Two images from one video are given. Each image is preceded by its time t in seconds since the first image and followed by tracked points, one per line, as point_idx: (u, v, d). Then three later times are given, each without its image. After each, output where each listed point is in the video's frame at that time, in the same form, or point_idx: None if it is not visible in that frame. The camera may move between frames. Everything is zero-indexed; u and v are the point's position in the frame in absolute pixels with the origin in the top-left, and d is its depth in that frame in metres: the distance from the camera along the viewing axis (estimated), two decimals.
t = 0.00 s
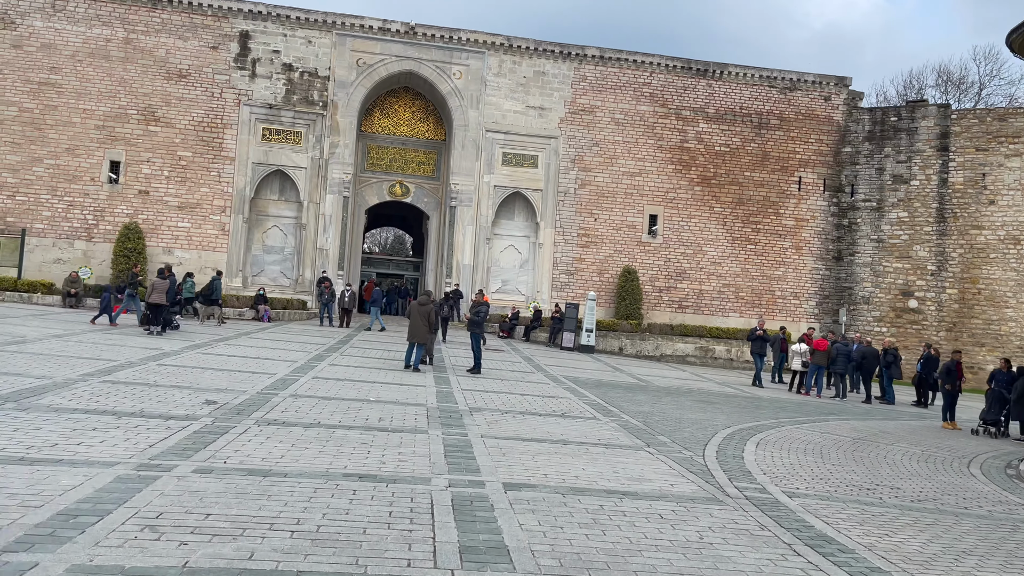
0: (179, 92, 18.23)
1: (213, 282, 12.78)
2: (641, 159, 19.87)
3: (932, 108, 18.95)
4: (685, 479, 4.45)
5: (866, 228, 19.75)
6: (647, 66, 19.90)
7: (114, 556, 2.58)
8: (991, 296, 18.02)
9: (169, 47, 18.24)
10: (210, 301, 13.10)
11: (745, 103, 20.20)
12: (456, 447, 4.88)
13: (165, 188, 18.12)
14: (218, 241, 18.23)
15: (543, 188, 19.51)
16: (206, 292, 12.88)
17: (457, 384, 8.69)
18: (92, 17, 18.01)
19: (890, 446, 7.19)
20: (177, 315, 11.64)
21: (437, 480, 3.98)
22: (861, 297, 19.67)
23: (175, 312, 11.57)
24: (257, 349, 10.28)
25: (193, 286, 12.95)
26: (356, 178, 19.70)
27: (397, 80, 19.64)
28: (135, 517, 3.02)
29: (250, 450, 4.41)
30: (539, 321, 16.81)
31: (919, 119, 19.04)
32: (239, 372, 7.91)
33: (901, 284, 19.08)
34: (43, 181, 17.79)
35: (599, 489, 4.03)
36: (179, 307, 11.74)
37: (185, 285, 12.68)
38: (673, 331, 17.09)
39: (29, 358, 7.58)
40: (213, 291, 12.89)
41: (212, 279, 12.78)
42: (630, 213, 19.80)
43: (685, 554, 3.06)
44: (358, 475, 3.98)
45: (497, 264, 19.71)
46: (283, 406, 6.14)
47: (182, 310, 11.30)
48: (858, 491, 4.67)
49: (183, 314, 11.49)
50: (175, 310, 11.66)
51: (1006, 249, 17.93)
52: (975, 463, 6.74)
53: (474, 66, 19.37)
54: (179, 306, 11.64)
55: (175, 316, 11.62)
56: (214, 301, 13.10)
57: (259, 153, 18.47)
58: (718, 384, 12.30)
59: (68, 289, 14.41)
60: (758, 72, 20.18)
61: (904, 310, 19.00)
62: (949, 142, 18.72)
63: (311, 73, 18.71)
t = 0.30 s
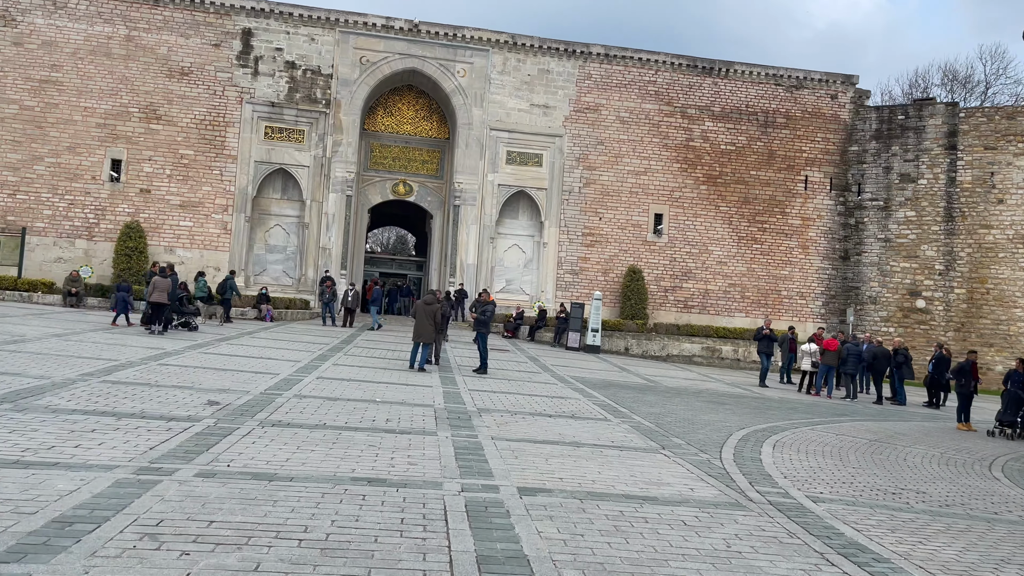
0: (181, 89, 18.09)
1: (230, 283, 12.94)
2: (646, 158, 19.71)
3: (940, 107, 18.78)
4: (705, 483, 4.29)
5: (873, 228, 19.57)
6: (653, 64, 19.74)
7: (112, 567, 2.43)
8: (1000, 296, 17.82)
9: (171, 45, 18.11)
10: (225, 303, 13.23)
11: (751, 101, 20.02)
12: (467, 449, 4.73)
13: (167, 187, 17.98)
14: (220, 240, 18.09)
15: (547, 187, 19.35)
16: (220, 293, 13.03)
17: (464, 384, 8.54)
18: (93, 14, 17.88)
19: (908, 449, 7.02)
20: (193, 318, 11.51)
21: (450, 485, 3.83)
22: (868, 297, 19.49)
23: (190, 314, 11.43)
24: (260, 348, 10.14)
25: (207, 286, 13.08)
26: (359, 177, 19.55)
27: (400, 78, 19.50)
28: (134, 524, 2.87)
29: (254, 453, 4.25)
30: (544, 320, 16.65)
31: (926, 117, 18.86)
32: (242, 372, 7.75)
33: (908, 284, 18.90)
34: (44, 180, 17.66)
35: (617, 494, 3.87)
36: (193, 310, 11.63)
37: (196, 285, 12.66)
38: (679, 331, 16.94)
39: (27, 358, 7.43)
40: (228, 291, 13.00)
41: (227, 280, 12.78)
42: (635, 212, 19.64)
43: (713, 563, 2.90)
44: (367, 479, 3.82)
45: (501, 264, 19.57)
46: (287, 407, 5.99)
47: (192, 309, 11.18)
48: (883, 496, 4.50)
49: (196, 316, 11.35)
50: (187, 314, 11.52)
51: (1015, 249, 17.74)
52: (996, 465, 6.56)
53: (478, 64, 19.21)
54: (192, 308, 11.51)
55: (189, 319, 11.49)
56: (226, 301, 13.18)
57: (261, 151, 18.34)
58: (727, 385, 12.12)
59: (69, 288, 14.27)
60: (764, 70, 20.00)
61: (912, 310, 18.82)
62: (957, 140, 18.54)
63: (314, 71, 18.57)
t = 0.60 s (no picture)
0: (181, 89, 17.93)
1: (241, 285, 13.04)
2: (649, 159, 19.56)
3: (945, 107, 18.63)
4: (725, 495, 4.14)
5: (878, 229, 19.43)
6: (656, 63, 19.59)
7: None
8: (1005, 297, 17.67)
9: (170, 43, 17.94)
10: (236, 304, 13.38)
11: (755, 101, 19.88)
12: (477, 459, 4.58)
13: (166, 187, 17.82)
14: (220, 241, 17.92)
15: (550, 187, 19.20)
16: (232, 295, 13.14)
17: (469, 388, 8.39)
18: (92, 12, 17.71)
19: (923, 455, 6.88)
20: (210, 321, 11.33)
21: (462, 497, 3.67)
22: (873, 298, 19.34)
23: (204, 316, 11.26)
24: (261, 351, 9.98)
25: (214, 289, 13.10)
26: (360, 177, 19.38)
27: (401, 77, 19.35)
28: (134, 542, 2.72)
29: (257, 464, 4.10)
30: (547, 322, 16.50)
31: (931, 117, 18.71)
32: (243, 376, 7.60)
33: (913, 285, 18.76)
34: (42, 180, 17.49)
35: (636, 507, 3.72)
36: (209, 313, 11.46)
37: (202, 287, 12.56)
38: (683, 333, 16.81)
39: (23, 361, 7.27)
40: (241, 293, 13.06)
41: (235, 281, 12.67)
42: (638, 212, 19.50)
43: None
44: (375, 491, 3.67)
45: (503, 265, 19.42)
46: (290, 413, 5.84)
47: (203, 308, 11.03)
48: (908, 507, 4.35)
49: (211, 317, 11.17)
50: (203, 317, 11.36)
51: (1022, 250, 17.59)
52: (1015, 472, 6.41)
53: (480, 64, 19.05)
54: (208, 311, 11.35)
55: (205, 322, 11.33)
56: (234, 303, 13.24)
57: (261, 151, 18.18)
58: (733, 388, 11.97)
59: (66, 289, 14.11)
60: (768, 70, 19.85)
61: (917, 311, 18.68)
62: (962, 141, 18.40)
63: (315, 70, 18.42)
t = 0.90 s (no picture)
0: (179, 88, 17.77)
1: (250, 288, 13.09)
2: (650, 159, 19.44)
3: (948, 107, 18.53)
4: (742, 505, 4.01)
5: (880, 230, 19.32)
6: (657, 63, 19.47)
7: None
8: (1009, 299, 17.57)
9: (168, 42, 17.79)
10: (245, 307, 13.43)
11: (757, 101, 19.77)
12: (485, 466, 4.45)
13: (164, 187, 17.66)
14: (218, 241, 17.77)
15: (551, 188, 19.07)
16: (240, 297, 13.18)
17: (472, 391, 8.24)
18: (89, 11, 17.55)
19: (936, 460, 6.75)
20: (223, 323, 11.14)
21: (472, 508, 3.54)
22: (875, 299, 19.23)
23: (215, 318, 11.07)
24: (261, 354, 9.82)
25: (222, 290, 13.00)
26: (359, 177, 19.24)
27: (401, 77, 19.20)
28: (130, 559, 2.58)
29: (259, 473, 3.96)
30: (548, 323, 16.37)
31: (934, 117, 18.62)
32: (243, 380, 7.45)
33: (916, 287, 18.66)
34: (38, 180, 17.32)
35: (652, 518, 3.59)
36: (221, 315, 11.29)
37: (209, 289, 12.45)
38: (686, 335, 16.68)
39: (17, 364, 7.12)
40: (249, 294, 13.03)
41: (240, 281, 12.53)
42: (639, 213, 19.38)
43: None
44: (382, 502, 3.54)
45: (503, 266, 19.28)
46: (291, 418, 5.70)
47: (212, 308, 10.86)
48: (930, 517, 4.22)
49: (223, 318, 10.98)
50: (215, 320, 11.19)
51: None
52: None
53: (481, 63, 18.92)
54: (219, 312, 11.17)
55: (217, 324, 11.16)
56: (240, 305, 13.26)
57: (260, 151, 18.02)
58: (738, 390, 11.85)
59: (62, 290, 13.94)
60: (770, 70, 19.74)
61: (919, 313, 18.58)
62: (965, 141, 18.31)
63: (314, 69, 18.28)
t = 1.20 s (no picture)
0: (176, 87, 17.60)
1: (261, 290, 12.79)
2: (652, 160, 19.31)
3: (951, 108, 18.44)
4: (763, 514, 3.86)
5: (882, 231, 19.19)
6: (659, 63, 19.34)
7: None
8: (1012, 300, 17.47)
9: (166, 41, 17.62)
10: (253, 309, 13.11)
11: (759, 101, 19.64)
12: (495, 474, 4.30)
13: (161, 187, 17.48)
14: (216, 242, 17.60)
15: (551, 188, 18.93)
16: (248, 299, 12.86)
17: (476, 394, 8.09)
18: (86, 9, 17.37)
19: (951, 464, 6.62)
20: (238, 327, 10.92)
21: (485, 518, 3.38)
22: (878, 301, 19.10)
23: (231, 322, 10.85)
24: (260, 356, 9.65)
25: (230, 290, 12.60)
26: (359, 177, 19.08)
27: (401, 76, 19.05)
28: None
29: (261, 481, 3.81)
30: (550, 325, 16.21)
31: (937, 118, 18.52)
32: (242, 382, 7.28)
33: (919, 288, 18.55)
34: (34, 180, 17.14)
35: (673, 528, 3.44)
36: (237, 318, 11.06)
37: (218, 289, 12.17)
38: (688, 336, 16.54)
39: (11, 366, 6.95)
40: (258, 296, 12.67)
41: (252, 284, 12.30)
42: (640, 214, 19.24)
43: None
44: (391, 512, 3.39)
45: (504, 267, 19.13)
46: (293, 423, 5.54)
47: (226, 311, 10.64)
48: (956, 527, 4.08)
49: (238, 322, 10.76)
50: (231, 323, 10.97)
51: None
52: None
53: (481, 63, 18.78)
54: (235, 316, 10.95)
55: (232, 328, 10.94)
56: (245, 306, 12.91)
57: (258, 150, 17.85)
58: (743, 392, 11.70)
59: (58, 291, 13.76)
60: (772, 70, 19.61)
61: (922, 314, 18.47)
62: (968, 142, 18.20)
63: (313, 69, 18.13)
